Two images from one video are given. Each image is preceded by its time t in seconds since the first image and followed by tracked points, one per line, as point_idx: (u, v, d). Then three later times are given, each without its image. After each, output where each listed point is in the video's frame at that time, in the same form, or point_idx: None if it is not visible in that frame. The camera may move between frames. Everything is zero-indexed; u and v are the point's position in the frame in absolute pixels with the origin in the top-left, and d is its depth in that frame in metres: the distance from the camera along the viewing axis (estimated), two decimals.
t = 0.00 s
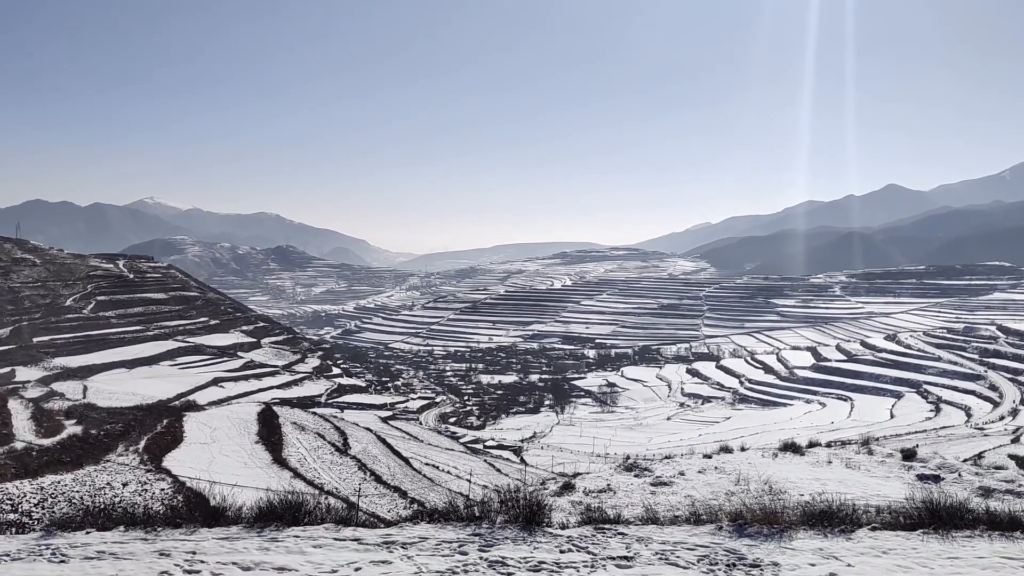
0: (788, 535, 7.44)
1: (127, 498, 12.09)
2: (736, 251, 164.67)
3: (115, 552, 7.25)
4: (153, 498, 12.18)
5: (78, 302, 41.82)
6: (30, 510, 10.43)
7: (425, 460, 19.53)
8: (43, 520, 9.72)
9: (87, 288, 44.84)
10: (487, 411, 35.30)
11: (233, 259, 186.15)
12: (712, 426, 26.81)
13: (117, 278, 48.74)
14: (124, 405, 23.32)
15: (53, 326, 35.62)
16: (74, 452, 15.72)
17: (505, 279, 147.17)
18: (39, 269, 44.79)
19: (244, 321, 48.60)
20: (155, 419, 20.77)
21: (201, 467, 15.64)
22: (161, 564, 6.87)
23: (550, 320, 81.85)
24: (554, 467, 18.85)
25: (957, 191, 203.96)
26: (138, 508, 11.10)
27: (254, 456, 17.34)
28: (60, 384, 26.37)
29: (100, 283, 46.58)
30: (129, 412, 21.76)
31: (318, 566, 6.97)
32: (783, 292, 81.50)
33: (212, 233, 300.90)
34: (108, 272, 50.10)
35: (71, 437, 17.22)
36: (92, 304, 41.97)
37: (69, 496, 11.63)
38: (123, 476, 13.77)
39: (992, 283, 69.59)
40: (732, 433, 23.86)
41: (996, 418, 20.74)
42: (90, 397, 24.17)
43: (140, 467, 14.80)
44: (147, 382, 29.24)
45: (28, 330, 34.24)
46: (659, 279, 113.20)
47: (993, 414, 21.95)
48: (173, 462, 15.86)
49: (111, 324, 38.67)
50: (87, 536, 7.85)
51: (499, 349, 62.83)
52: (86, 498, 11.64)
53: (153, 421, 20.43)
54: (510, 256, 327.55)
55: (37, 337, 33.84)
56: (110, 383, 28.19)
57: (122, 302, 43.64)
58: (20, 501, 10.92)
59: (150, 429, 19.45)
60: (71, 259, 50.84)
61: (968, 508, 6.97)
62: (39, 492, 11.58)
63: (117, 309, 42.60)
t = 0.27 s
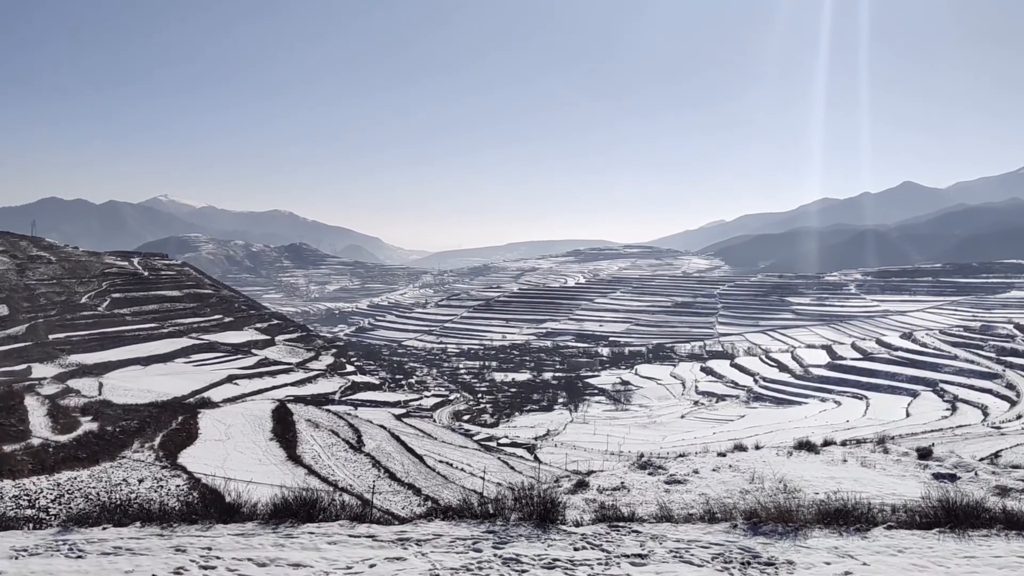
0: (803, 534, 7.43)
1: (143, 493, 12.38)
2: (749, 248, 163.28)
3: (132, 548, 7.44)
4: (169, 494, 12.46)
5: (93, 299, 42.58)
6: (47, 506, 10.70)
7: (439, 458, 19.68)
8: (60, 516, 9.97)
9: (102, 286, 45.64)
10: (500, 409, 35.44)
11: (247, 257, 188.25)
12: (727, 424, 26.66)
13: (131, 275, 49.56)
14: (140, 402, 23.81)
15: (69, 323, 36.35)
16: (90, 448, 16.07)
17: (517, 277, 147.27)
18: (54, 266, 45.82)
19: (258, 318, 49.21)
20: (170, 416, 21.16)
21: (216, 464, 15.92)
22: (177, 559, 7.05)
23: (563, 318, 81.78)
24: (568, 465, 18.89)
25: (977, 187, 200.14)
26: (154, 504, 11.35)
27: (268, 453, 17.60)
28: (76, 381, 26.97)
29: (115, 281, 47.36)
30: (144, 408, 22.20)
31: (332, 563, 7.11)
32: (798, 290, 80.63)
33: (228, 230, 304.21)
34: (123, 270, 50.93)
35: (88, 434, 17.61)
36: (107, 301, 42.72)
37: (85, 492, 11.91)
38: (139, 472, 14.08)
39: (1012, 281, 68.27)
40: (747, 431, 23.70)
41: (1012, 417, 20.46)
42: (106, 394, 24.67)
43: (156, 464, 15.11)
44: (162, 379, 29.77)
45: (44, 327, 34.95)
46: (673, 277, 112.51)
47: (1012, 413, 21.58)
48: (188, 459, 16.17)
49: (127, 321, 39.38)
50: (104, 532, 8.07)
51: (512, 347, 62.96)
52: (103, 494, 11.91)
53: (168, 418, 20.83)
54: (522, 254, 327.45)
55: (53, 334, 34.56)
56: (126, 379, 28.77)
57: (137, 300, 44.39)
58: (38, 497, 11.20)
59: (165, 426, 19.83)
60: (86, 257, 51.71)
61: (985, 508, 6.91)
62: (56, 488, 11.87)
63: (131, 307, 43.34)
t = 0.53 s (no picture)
0: (817, 532, 7.41)
1: (158, 490, 12.62)
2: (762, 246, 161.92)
3: (147, 544, 7.63)
4: (184, 491, 12.70)
5: (108, 297, 43.29)
6: (63, 502, 10.96)
7: (452, 455, 19.81)
8: (74, 512, 10.19)
9: (117, 284, 46.40)
10: (513, 406, 35.55)
11: (260, 254, 190.04)
12: (741, 422, 26.50)
13: (145, 273, 50.32)
14: (154, 399, 24.24)
15: (84, 321, 37.02)
16: (104, 445, 16.39)
17: (529, 275, 147.22)
18: (69, 264, 46.68)
19: (271, 316, 49.77)
20: (184, 413, 21.52)
21: (230, 461, 16.18)
22: (191, 555, 7.21)
23: (575, 316, 81.68)
24: (581, 463, 18.91)
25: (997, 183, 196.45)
26: (167, 501, 11.57)
27: (282, 450, 17.85)
28: (91, 378, 27.51)
29: (129, 278, 48.14)
30: (158, 406, 22.60)
31: (346, 559, 7.24)
32: (812, 288, 79.78)
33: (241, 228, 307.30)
34: (137, 267, 51.73)
35: (103, 430, 17.98)
36: (122, 299, 43.45)
37: (100, 488, 12.17)
38: (154, 469, 14.35)
39: None
40: (760, 429, 23.55)
41: None
42: (121, 391, 25.14)
43: (170, 460, 15.39)
44: (175, 376, 30.27)
45: (60, 324, 35.60)
46: (686, 275, 111.83)
47: None
48: (202, 455, 16.45)
49: (141, 319, 40.02)
50: (119, 528, 8.26)
51: (524, 345, 63.04)
52: (118, 491, 12.17)
53: (182, 415, 21.20)
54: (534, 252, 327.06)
55: (68, 331, 35.24)
56: (140, 377, 29.28)
57: (151, 297, 45.08)
58: (54, 493, 11.45)
59: (179, 423, 20.17)
60: (101, 255, 52.54)
61: (1001, 508, 6.83)
62: (71, 484, 12.13)
63: (145, 305, 44.02)
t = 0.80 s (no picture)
0: (829, 531, 7.39)
1: (170, 486, 12.84)
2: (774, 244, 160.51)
3: (159, 539, 7.79)
4: (196, 487, 12.92)
5: (120, 294, 43.95)
6: (76, 498, 11.19)
7: (463, 452, 19.93)
8: (88, 508, 10.40)
9: (130, 281, 47.09)
10: (524, 404, 35.62)
11: (272, 252, 191.64)
12: (752, 420, 26.36)
13: (158, 270, 51.02)
14: (166, 396, 24.64)
15: (97, 318, 37.63)
16: (117, 441, 16.68)
17: (540, 272, 147.18)
18: (83, 261, 47.48)
19: (283, 313, 50.25)
20: (196, 410, 21.84)
21: (242, 457, 16.41)
22: (204, 551, 7.35)
23: (586, 313, 81.56)
24: (592, 460, 18.94)
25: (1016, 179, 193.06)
26: (179, 497, 11.79)
27: (294, 447, 18.07)
28: (104, 374, 28.00)
29: (142, 276, 48.82)
30: (171, 402, 22.96)
31: (357, 556, 7.34)
32: (825, 285, 78.97)
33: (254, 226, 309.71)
34: (149, 265, 52.45)
35: (116, 427, 18.31)
36: (135, 296, 44.07)
37: (113, 484, 12.42)
38: (166, 465, 14.60)
39: None
40: (772, 427, 23.42)
41: None
42: (134, 388, 25.57)
43: (183, 456, 15.65)
44: (187, 372, 30.72)
45: (73, 320, 36.22)
46: (698, 272, 111.11)
47: None
48: (214, 452, 16.70)
49: (154, 316, 40.60)
50: (132, 524, 8.44)
51: (535, 342, 63.08)
52: (131, 487, 12.40)
53: (194, 412, 21.51)
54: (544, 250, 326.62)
55: (82, 328, 35.84)
56: (153, 373, 29.77)
57: (163, 295, 45.71)
58: (67, 489, 11.69)
59: (191, 420, 20.46)
60: (114, 252, 53.29)
61: (1016, 507, 6.76)
62: (85, 480, 12.38)
63: (158, 301, 44.64)
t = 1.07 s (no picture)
0: (841, 528, 7.38)
1: (183, 482, 13.08)
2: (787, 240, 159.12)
3: (172, 535, 7.96)
4: (209, 483, 13.14)
5: (134, 291, 44.61)
6: (91, 494, 11.45)
7: (474, 449, 20.04)
8: (102, 504, 10.64)
9: (143, 279, 47.78)
10: (535, 400, 35.71)
11: (284, 249, 193.21)
12: (764, 417, 26.21)
13: (171, 268, 51.71)
14: (179, 392, 25.04)
15: (111, 315, 38.27)
16: (131, 438, 16.99)
17: (550, 269, 147.03)
18: (97, 259, 48.27)
19: (295, 310, 50.73)
20: (208, 407, 22.18)
21: (254, 454, 16.65)
22: (218, 547, 7.51)
23: (597, 310, 81.45)
24: (603, 457, 18.97)
25: None
26: (192, 493, 12.00)
27: (306, 444, 18.28)
28: (119, 371, 28.49)
29: (155, 273, 49.51)
30: (183, 399, 23.32)
31: (369, 552, 7.45)
32: (838, 282, 78.17)
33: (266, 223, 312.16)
34: (162, 262, 53.14)
35: (130, 423, 18.64)
36: (148, 294, 44.71)
37: (127, 481, 12.67)
38: (179, 461, 14.87)
39: None
40: (784, 424, 23.29)
41: None
42: (148, 384, 26.02)
43: (196, 453, 15.92)
44: (200, 369, 31.15)
45: (87, 318, 36.85)
46: (710, 269, 110.51)
47: None
48: (227, 448, 16.95)
49: (167, 313, 41.18)
50: (145, 520, 8.63)
51: (545, 339, 63.16)
52: (144, 483, 12.64)
53: (207, 408, 21.84)
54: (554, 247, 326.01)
55: (96, 325, 36.47)
56: (166, 370, 30.23)
57: (176, 292, 46.34)
58: (81, 485, 11.95)
59: (204, 416, 20.78)
60: (128, 250, 54.07)
61: None
62: (99, 476, 12.63)
63: (171, 298, 45.26)
